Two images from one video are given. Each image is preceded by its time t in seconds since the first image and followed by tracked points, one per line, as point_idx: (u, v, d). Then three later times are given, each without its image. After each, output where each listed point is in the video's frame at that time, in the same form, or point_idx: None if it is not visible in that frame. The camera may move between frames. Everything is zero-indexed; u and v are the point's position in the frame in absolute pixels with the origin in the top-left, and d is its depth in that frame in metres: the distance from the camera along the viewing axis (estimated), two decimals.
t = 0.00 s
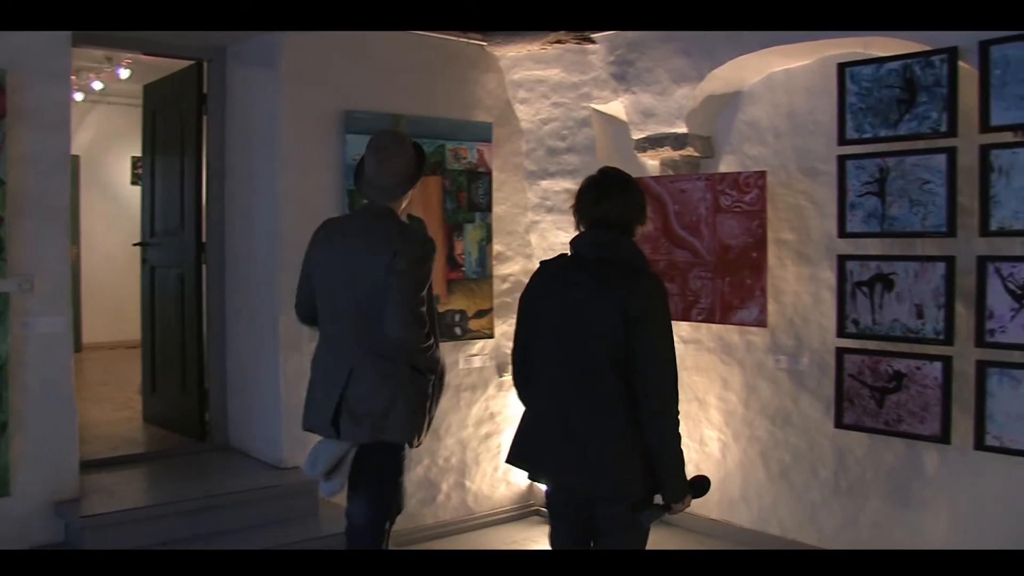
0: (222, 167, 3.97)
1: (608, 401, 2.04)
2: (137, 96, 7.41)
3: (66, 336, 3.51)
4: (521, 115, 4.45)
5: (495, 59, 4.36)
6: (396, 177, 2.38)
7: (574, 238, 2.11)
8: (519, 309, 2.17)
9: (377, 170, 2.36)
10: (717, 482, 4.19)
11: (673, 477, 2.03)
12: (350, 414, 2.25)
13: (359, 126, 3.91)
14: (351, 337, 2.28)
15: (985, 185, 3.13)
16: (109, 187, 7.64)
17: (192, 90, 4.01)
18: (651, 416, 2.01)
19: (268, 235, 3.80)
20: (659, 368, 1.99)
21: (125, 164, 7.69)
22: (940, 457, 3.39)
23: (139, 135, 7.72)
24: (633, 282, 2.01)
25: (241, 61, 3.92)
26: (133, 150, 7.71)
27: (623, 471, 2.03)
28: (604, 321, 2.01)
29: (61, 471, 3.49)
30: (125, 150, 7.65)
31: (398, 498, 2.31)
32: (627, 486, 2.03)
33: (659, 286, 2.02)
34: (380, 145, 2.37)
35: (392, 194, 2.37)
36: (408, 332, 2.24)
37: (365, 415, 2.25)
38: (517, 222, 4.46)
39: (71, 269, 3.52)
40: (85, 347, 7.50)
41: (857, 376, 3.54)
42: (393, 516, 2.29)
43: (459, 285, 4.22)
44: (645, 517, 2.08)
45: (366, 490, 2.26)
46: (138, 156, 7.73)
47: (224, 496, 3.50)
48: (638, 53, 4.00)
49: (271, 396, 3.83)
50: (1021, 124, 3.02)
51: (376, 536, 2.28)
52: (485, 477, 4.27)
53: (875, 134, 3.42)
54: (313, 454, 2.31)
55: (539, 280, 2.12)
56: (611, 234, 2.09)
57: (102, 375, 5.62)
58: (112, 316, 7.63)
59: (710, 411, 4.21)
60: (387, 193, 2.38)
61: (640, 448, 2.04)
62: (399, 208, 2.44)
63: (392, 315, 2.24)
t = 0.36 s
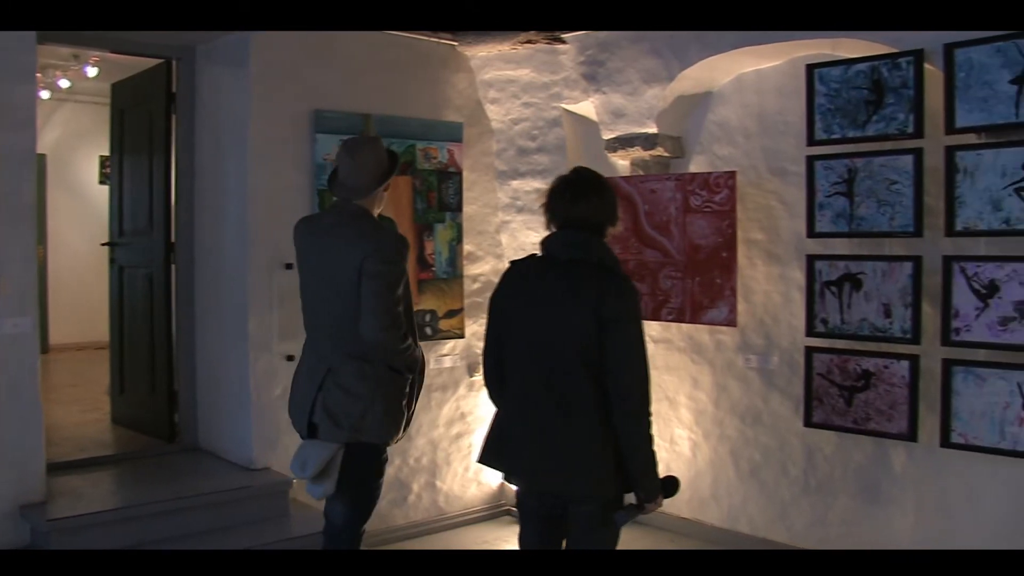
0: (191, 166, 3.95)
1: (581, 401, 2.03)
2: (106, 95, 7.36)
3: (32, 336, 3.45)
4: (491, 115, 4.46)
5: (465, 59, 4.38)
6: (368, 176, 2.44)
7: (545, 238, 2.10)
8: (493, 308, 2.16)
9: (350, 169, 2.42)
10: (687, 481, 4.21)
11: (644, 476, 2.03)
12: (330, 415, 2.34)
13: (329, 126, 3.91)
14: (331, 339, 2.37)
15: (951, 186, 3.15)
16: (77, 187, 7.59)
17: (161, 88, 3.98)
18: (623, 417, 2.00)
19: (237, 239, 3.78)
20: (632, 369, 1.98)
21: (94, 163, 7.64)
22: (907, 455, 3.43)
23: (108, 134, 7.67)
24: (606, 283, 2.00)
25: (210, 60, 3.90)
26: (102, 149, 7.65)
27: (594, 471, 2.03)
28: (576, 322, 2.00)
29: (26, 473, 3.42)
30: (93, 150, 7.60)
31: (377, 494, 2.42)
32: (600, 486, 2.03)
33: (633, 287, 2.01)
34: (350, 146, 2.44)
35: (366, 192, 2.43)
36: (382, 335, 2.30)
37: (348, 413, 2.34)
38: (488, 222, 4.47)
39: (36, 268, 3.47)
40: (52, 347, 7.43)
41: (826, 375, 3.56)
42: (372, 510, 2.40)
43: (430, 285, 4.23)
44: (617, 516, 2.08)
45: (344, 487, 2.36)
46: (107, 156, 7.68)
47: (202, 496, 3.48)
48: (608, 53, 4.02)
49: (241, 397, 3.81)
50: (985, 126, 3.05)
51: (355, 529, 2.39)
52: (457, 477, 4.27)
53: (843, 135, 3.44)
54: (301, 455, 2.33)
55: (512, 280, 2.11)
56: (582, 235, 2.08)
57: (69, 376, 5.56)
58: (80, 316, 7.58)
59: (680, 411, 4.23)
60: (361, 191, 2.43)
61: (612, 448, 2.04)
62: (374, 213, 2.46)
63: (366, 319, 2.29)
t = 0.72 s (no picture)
0: (165, 166, 3.93)
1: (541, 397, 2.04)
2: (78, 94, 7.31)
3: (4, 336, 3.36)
4: (466, 115, 4.45)
5: (440, 58, 4.39)
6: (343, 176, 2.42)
7: (499, 239, 2.08)
8: (450, 308, 2.16)
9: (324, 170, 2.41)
10: (661, 480, 4.22)
11: (603, 469, 2.04)
12: (320, 411, 2.34)
13: (303, 126, 3.91)
14: (321, 337, 2.36)
15: (922, 186, 3.17)
16: (49, 187, 7.53)
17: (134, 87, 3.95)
18: (583, 411, 2.03)
19: (210, 239, 3.76)
20: (589, 363, 2.01)
21: (65, 163, 7.58)
22: (879, 453, 3.46)
23: (80, 134, 7.61)
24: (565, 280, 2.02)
25: (183, 59, 3.88)
26: (74, 149, 7.60)
27: (553, 464, 2.04)
28: (537, 319, 2.01)
29: None
30: (65, 149, 7.55)
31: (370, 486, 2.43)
32: (559, 478, 2.04)
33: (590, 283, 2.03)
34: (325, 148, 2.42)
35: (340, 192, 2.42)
36: (360, 334, 2.28)
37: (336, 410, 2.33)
38: (462, 222, 4.48)
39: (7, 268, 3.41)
40: (23, 349, 7.37)
41: (800, 374, 3.58)
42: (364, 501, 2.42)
43: (404, 285, 4.25)
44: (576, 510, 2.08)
45: (337, 480, 2.37)
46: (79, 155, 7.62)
47: (179, 496, 3.46)
48: (583, 53, 4.03)
49: (215, 397, 3.80)
50: (954, 128, 3.08)
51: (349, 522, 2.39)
52: (432, 476, 4.26)
53: (816, 135, 3.46)
54: (292, 446, 2.33)
55: (467, 280, 2.11)
56: (537, 235, 2.08)
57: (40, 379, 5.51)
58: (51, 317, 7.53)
59: (655, 410, 4.24)
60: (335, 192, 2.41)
61: (572, 441, 2.05)
62: (348, 213, 2.44)
63: (345, 318, 2.27)
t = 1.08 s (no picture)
0: (139, 165, 3.91)
1: (516, 397, 2.07)
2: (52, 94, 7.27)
3: None
4: (442, 115, 4.47)
5: (416, 58, 4.40)
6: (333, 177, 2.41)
7: (470, 239, 2.10)
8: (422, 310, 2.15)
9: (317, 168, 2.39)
10: (638, 480, 4.21)
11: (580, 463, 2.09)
12: (314, 411, 2.35)
13: (281, 126, 3.89)
14: (307, 336, 2.36)
15: (896, 187, 3.19)
16: (21, 187, 7.47)
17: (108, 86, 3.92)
18: (559, 408, 2.06)
19: (185, 238, 3.75)
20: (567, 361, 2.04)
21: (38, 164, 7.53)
22: (853, 452, 3.48)
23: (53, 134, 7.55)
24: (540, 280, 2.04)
25: (157, 58, 3.86)
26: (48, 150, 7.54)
27: (532, 460, 2.08)
28: (511, 321, 2.02)
29: None
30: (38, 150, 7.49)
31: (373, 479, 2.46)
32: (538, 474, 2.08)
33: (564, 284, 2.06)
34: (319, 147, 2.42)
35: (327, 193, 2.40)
36: (351, 334, 2.30)
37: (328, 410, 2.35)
38: (438, 222, 4.48)
39: None
40: None
41: (775, 373, 3.60)
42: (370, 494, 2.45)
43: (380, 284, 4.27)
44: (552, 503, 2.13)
45: (337, 477, 2.40)
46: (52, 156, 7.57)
47: (153, 499, 3.44)
48: (559, 54, 4.05)
49: (191, 397, 3.78)
50: (928, 129, 3.10)
51: (357, 515, 2.44)
52: (408, 477, 4.28)
53: (791, 136, 3.48)
54: (291, 448, 2.33)
55: (437, 283, 2.10)
56: (509, 235, 2.09)
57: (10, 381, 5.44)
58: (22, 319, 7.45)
59: (631, 410, 4.25)
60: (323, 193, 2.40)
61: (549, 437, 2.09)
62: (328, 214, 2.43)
63: (335, 318, 2.29)
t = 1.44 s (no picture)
0: (115, 165, 3.88)
1: (501, 397, 2.06)
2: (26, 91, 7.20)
3: None
4: (419, 115, 4.47)
5: (393, 58, 4.39)
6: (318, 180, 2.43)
7: (454, 238, 2.10)
8: (407, 311, 2.14)
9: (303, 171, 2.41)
10: (615, 479, 4.24)
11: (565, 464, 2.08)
12: (307, 413, 2.34)
13: (256, 125, 3.88)
14: (298, 336, 2.35)
15: (872, 187, 3.21)
16: None
17: (84, 85, 3.89)
18: (544, 408, 2.06)
19: (161, 237, 3.73)
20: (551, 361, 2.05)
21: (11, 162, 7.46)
22: (830, 451, 3.50)
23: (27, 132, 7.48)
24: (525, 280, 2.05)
25: (133, 56, 3.83)
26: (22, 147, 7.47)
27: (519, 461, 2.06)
28: (497, 320, 2.03)
29: None
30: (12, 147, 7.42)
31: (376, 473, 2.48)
32: (523, 475, 2.07)
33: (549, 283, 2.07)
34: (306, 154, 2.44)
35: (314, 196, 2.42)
36: (352, 329, 2.33)
37: (320, 408, 2.35)
38: (416, 222, 4.48)
39: None
40: None
41: (751, 373, 3.61)
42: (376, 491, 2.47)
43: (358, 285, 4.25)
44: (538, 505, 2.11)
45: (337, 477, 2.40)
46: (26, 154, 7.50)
47: (131, 500, 3.41)
48: (537, 54, 4.04)
49: (167, 398, 3.76)
50: (903, 130, 3.12)
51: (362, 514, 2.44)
52: (386, 477, 4.27)
53: (768, 136, 3.49)
54: (292, 453, 2.31)
55: (422, 283, 2.10)
56: (495, 235, 2.09)
57: None
58: None
59: (609, 409, 4.26)
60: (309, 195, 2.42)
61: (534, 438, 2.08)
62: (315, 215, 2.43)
63: (337, 317, 2.32)
